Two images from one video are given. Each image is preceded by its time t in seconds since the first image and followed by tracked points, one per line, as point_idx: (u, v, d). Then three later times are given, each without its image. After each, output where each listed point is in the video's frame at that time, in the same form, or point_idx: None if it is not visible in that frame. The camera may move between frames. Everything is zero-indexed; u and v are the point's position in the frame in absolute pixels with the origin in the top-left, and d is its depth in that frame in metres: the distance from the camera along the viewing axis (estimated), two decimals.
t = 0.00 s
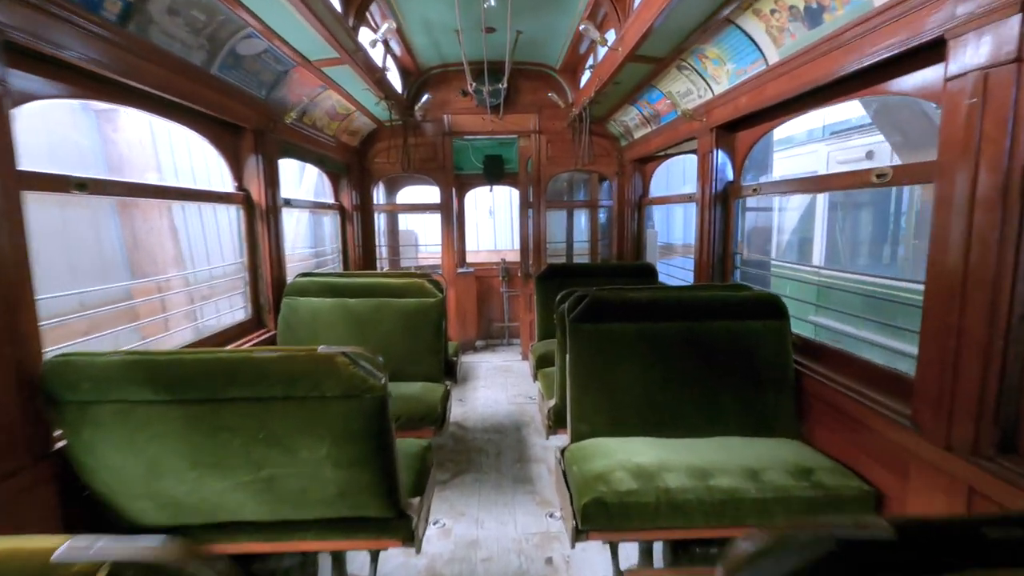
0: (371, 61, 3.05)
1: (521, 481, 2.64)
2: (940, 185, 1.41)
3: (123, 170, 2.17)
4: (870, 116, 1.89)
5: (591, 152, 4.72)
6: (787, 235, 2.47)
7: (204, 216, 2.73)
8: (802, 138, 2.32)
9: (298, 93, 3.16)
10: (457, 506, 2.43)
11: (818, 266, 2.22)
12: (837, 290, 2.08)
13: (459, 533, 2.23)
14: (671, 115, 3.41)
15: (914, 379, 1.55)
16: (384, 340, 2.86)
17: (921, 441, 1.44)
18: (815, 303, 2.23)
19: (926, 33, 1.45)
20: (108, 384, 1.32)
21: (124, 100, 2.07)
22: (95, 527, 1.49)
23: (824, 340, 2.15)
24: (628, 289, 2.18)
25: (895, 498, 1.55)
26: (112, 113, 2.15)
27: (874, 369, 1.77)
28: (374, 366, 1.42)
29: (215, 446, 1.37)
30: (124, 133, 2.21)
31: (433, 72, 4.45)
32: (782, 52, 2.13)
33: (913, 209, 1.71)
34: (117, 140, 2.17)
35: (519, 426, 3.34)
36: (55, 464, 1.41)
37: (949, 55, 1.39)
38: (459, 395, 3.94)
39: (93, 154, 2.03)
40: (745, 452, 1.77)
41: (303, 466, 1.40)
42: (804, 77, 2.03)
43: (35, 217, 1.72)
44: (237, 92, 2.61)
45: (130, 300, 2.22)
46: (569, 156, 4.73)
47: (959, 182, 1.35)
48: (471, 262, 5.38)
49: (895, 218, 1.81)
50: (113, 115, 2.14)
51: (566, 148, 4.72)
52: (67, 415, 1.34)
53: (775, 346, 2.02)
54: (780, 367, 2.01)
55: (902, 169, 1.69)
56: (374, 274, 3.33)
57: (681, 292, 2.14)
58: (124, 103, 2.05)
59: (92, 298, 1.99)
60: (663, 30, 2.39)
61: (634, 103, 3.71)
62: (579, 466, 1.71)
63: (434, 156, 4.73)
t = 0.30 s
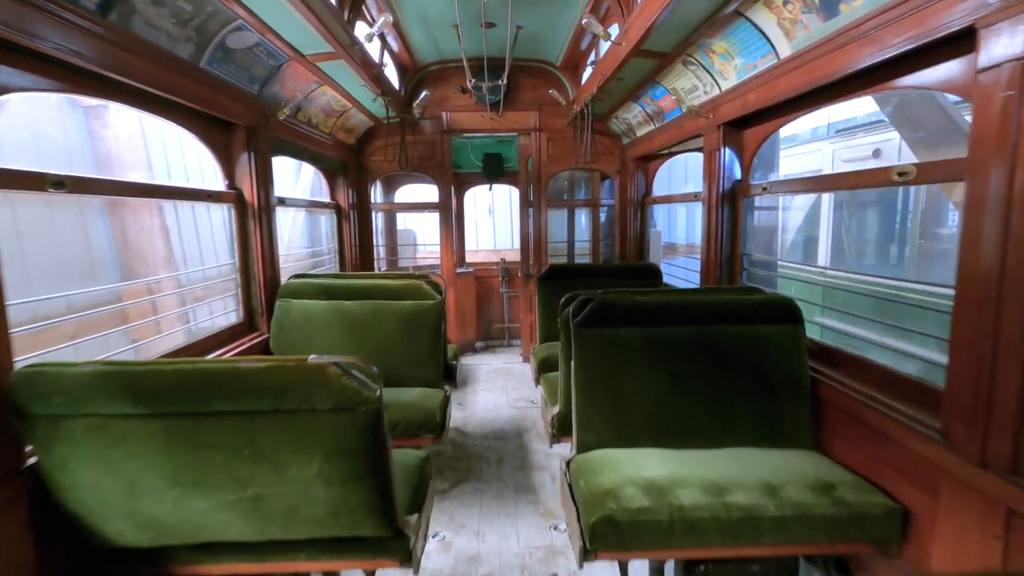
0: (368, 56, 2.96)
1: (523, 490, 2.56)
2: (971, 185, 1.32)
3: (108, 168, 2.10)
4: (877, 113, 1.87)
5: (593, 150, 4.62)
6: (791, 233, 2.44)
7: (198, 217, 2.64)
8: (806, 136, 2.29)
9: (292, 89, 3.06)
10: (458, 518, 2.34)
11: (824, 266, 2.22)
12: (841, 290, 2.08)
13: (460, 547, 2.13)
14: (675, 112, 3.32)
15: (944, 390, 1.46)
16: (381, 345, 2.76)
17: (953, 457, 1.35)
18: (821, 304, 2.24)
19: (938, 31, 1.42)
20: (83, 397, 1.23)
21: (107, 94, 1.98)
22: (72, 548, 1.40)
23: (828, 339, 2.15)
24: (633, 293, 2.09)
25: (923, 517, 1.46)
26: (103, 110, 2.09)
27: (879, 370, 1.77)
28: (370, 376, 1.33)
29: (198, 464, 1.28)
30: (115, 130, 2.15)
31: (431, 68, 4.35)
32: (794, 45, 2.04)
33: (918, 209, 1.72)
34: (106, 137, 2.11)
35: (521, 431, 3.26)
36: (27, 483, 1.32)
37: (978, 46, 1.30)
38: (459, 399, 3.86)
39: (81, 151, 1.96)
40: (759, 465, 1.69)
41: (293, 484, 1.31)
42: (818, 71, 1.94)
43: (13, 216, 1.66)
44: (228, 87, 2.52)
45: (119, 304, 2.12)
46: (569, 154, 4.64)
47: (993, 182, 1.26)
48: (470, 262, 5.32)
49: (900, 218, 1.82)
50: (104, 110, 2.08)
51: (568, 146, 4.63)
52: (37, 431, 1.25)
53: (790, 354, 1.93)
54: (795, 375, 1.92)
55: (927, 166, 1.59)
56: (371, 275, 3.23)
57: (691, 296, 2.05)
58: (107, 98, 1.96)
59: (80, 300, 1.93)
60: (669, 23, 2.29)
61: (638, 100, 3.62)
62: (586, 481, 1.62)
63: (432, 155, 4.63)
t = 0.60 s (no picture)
0: (363, 49, 2.85)
1: (525, 501, 2.46)
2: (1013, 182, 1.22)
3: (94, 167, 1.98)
4: (886, 109, 1.79)
5: (596, 147, 4.51)
6: (797, 233, 2.38)
7: (188, 216, 2.53)
8: (812, 133, 2.22)
9: (284, 84, 2.95)
10: (457, 531, 2.24)
11: (830, 266, 2.16)
12: (848, 290, 2.02)
13: (460, 563, 2.03)
14: (682, 107, 3.21)
15: (981, 403, 1.36)
16: (377, 349, 2.66)
17: (992, 475, 1.25)
18: (827, 305, 2.19)
19: (948, 26, 1.40)
20: (49, 413, 1.12)
21: (84, 85, 1.86)
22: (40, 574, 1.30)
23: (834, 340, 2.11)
24: (642, 297, 1.99)
25: (958, 539, 1.36)
26: (89, 105, 1.99)
27: (890, 373, 1.72)
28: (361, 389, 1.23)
29: (173, 486, 1.17)
30: (101, 127, 2.04)
31: (429, 63, 4.24)
32: (811, 35, 1.93)
33: (926, 207, 1.68)
34: (92, 134, 1.99)
35: (522, 437, 3.16)
36: None
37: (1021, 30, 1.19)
38: (458, 403, 3.76)
39: (65, 147, 1.86)
40: (777, 480, 1.58)
41: (278, 508, 1.21)
42: (838, 61, 1.82)
43: None
44: (216, 80, 2.41)
45: (105, 306, 2.01)
46: (571, 152, 4.54)
47: None
48: (470, 262, 5.25)
49: (909, 217, 1.76)
50: (89, 105, 1.97)
51: (569, 143, 4.52)
52: None
53: (808, 362, 1.83)
54: (813, 384, 1.82)
55: (958, 162, 1.49)
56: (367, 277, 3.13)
57: (703, 299, 1.95)
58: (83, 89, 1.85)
59: (67, 302, 1.84)
60: (678, 12, 2.18)
61: (642, 95, 3.51)
62: (595, 498, 1.52)
63: (431, 152, 4.52)
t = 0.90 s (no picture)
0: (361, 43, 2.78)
1: (526, 510, 2.38)
2: None
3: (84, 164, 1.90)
4: (893, 105, 1.74)
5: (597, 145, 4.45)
6: (802, 231, 2.33)
7: (183, 216, 2.45)
8: (818, 130, 2.18)
9: (278, 78, 2.87)
10: (456, 541, 2.16)
11: (836, 266, 2.11)
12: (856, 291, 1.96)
13: None
14: (687, 103, 3.13)
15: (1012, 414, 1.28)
16: (374, 351, 2.58)
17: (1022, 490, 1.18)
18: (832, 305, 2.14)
19: (964, 17, 1.33)
20: (17, 424, 1.04)
21: (70, 78, 1.79)
22: None
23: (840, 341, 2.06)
24: (649, 299, 1.91)
25: (986, 557, 1.28)
26: (79, 102, 1.92)
27: (904, 377, 1.66)
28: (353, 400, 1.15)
29: (151, 504, 1.09)
30: (92, 123, 1.96)
31: (428, 58, 4.15)
32: (826, 25, 1.84)
33: (934, 206, 1.64)
34: (83, 131, 1.92)
35: (523, 441, 3.08)
36: None
37: None
38: (457, 405, 3.70)
39: (54, 142, 1.79)
40: (792, 493, 1.51)
41: (264, 527, 1.13)
42: (855, 52, 1.74)
43: None
44: (206, 72, 2.32)
45: (95, 308, 1.93)
46: (573, 149, 4.46)
47: None
48: (470, 262, 5.20)
49: (916, 217, 1.71)
50: (79, 102, 1.90)
51: (571, 141, 4.44)
52: None
53: (823, 367, 1.75)
54: (828, 390, 1.74)
55: (986, 156, 1.40)
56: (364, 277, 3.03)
57: (713, 302, 1.87)
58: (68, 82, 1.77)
59: (58, 303, 1.78)
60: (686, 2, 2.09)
61: (646, 91, 3.43)
62: (601, 512, 1.44)
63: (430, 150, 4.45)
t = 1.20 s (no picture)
0: (356, 35, 2.68)
1: (528, 520, 2.27)
2: None
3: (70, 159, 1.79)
4: (904, 102, 1.68)
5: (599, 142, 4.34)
6: (808, 231, 2.24)
7: (174, 214, 2.35)
8: (828, 126, 2.09)
9: (269, 71, 2.77)
10: (455, 555, 2.06)
11: (844, 265, 2.01)
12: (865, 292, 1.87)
13: None
14: (694, 97, 3.02)
15: None
16: (369, 355, 2.48)
17: None
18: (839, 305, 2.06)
19: None
20: None
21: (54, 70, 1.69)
22: None
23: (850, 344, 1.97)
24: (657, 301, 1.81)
25: None
26: (66, 96, 1.83)
27: (928, 384, 1.56)
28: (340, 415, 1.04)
29: (115, 529, 0.99)
30: (78, 118, 1.87)
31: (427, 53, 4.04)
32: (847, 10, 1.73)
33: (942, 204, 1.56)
34: (70, 126, 1.83)
35: (524, 448, 2.98)
36: None
37: None
38: (456, 409, 3.59)
39: (39, 136, 1.69)
40: (815, 511, 1.40)
41: (241, 553, 1.03)
42: (878, 39, 1.63)
43: None
44: (194, 63, 2.22)
45: (82, 309, 1.83)
46: (575, 146, 4.35)
47: None
48: (471, 262, 5.10)
49: (926, 214, 1.62)
50: (66, 96, 1.81)
51: (572, 137, 4.34)
52: None
53: (845, 374, 1.64)
54: (850, 399, 1.63)
55: None
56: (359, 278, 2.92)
57: (728, 304, 1.76)
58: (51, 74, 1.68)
59: (43, 303, 1.67)
60: None
61: (651, 85, 3.32)
62: (609, 531, 1.34)
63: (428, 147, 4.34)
